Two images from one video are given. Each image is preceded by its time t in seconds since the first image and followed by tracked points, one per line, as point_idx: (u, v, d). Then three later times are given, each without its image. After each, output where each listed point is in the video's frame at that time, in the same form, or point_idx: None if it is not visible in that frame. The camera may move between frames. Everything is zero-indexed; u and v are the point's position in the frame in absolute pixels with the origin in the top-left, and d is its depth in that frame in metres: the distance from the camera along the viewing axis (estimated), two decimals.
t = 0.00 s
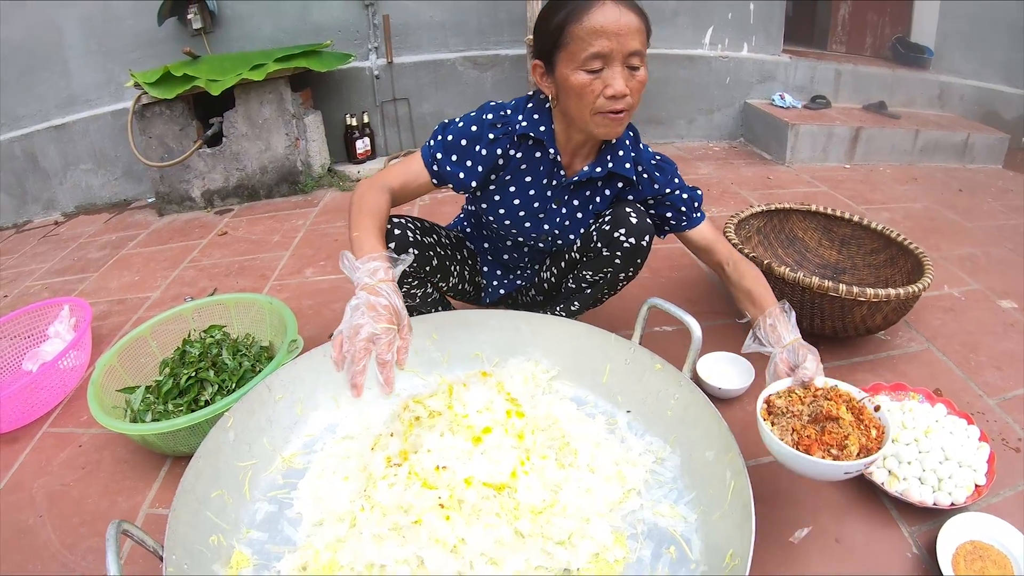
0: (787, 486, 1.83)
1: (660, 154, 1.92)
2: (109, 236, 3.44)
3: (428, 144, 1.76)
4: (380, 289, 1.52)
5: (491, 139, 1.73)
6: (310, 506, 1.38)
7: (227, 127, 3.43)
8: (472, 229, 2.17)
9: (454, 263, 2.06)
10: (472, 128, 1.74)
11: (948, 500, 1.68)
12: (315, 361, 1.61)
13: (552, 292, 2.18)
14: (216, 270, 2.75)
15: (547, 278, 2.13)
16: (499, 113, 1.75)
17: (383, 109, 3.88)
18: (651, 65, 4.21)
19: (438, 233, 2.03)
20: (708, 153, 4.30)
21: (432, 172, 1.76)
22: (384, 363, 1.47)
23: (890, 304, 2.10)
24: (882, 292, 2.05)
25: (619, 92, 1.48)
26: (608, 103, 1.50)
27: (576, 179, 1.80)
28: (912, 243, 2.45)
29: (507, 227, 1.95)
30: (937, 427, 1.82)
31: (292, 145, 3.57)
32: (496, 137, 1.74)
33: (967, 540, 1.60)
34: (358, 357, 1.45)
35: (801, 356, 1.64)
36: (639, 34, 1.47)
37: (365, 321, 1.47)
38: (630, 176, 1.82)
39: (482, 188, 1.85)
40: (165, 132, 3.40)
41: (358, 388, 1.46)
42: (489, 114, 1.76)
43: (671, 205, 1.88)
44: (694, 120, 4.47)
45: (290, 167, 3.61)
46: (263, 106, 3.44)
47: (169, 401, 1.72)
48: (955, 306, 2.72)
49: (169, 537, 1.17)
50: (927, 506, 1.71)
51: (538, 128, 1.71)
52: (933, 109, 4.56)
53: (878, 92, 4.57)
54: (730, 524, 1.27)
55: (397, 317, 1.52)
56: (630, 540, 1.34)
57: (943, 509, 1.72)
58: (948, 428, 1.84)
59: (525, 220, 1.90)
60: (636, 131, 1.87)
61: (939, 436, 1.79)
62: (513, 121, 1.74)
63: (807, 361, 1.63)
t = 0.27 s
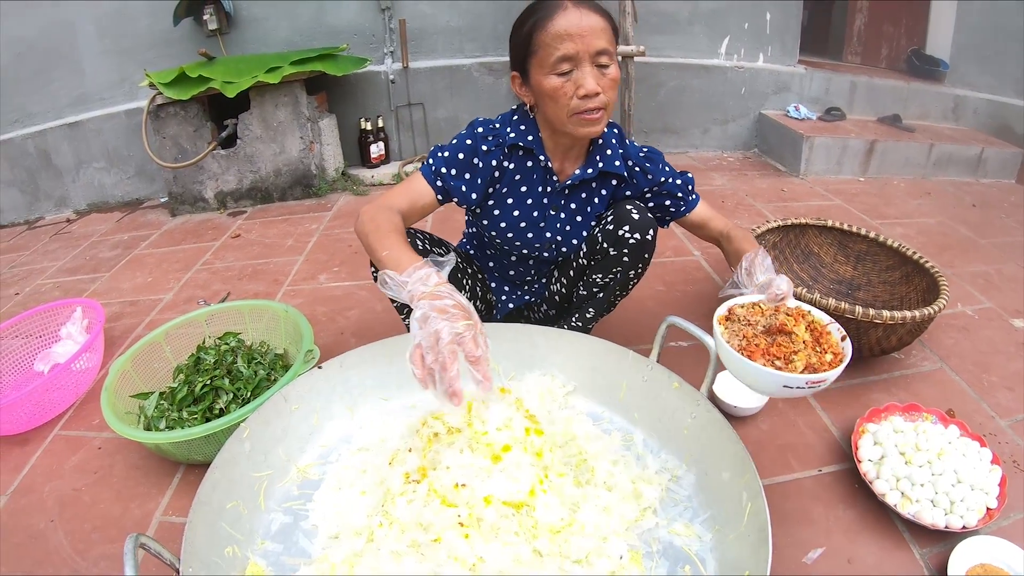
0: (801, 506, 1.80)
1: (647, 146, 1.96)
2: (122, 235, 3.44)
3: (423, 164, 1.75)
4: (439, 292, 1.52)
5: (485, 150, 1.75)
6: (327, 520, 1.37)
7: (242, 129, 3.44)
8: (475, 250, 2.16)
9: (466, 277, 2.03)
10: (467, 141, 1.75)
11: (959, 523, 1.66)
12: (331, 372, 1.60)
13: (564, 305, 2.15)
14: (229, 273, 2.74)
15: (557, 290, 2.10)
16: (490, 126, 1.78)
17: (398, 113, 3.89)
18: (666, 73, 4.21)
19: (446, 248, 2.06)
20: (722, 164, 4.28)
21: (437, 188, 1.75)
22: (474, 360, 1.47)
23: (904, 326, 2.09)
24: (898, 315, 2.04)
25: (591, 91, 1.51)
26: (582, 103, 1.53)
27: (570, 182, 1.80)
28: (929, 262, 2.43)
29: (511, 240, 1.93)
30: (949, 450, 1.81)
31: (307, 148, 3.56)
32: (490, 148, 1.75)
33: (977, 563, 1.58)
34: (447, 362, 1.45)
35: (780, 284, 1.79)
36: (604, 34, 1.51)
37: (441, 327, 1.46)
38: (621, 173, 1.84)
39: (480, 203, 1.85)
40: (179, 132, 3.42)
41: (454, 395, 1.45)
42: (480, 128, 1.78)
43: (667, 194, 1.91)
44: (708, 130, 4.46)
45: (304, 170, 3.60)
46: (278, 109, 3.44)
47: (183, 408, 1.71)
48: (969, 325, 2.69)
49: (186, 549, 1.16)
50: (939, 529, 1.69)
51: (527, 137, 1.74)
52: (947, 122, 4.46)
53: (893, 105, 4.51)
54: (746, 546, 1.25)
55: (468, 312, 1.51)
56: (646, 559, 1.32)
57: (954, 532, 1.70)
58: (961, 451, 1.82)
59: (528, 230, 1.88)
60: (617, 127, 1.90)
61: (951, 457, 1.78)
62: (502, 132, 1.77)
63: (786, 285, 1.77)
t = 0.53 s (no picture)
0: (823, 521, 1.74)
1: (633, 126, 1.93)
2: (136, 229, 3.43)
3: (420, 170, 1.77)
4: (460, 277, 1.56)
5: (475, 152, 1.76)
6: (345, 527, 1.35)
7: (259, 125, 3.43)
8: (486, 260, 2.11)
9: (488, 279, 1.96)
10: (458, 146, 1.77)
11: (981, 542, 1.60)
12: (350, 375, 1.58)
13: (581, 310, 2.09)
14: (244, 270, 2.72)
15: (574, 294, 2.05)
16: (478, 130, 1.81)
17: (416, 112, 3.86)
18: (686, 78, 4.18)
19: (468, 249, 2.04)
20: (741, 170, 4.24)
21: (435, 189, 1.76)
22: (513, 332, 1.51)
23: (930, 342, 2.00)
24: (924, 331, 1.95)
25: (558, 84, 1.52)
26: (550, 98, 1.54)
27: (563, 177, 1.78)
28: (954, 277, 2.36)
29: (516, 242, 1.90)
30: (972, 467, 1.75)
31: (324, 145, 3.54)
32: (480, 150, 1.77)
33: None
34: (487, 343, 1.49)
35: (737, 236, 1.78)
36: (569, 29, 1.54)
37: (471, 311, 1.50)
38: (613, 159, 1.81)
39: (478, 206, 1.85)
40: (195, 127, 3.41)
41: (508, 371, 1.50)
42: (469, 132, 1.81)
43: (663, 174, 1.88)
44: (728, 136, 4.41)
45: (321, 167, 3.58)
46: (297, 106, 3.42)
47: (198, 409, 1.68)
48: (990, 339, 2.57)
49: (201, 555, 1.13)
50: (960, 548, 1.63)
51: (515, 138, 1.76)
52: (967, 132, 4.44)
53: (912, 114, 4.45)
54: (772, 564, 1.21)
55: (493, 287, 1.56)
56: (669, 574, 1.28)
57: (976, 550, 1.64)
58: (982, 468, 1.76)
59: (531, 231, 1.85)
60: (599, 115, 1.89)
61: (974, 475, 1.72)
62: (490, 135, 1.80)
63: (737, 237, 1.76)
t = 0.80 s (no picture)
0: (842, 528, 1.69)
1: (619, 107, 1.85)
2: (148, 221, 3.42)
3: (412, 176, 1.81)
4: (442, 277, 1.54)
5: (461, 150, 1.77)
6: (358, 527, 1.33)
7: (273, 117, 3.41)
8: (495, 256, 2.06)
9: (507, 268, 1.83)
10: (445, 147, 1.79)
11: (1001, 551, 1.54)
12: (365, 372, 1.55)
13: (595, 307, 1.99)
14: (257, 263, 2.70)
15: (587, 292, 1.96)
16: (465, 130, 1.82)
17: (432, 107, 3.83)
18: (703, 75, 4.13)
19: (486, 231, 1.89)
20: (758, 170, 4.18)
21: (424, 192, 1.80)
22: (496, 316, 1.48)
23: (954, 345, 1.95)
24: (949, 334, 1.90)
25: (535, 75, 1.50)
26: (528, 89, 1.52)
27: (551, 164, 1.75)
28: (975, 281, 2.31)
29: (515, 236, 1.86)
30: (992, 475, 1.71)
31: (339, 139, 3.52)
32: (465, 148, 1.77)
33: None
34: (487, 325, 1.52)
35: (682, 229, 1.67)
36: (547, 19, 1.50)
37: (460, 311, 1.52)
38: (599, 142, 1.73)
39: (472, 204, 1.85)
40: (209, 119, 3.40)
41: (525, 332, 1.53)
42: (456, 133, 1.83)
43: (653, 157, 1.77)
44: (745, 135, 4.35)
45: (336, 160, 3.56)
46: (311, 98, 3.40)
47: (209, 403, 1.67)
48: (1010, 347, 2.45)
49: (212, 553, 1.11)
50: (980, 557, 1.57)
51: (501, 134, 1.74)
52: (984, 135, 4.18)
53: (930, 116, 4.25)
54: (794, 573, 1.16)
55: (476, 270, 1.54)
56: None
57: (997, 562, 1.58)
58: (1004, 477, 1.72)
59: (526, 223, 1.81)
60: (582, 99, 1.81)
61: (995, 484, 1.68)
62: (478, 133, 1.80)
63: (674, 229, 1.66)
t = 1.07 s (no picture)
0: (854, 530, 1.65)
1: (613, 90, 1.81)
2: (154, 211, 3.41)
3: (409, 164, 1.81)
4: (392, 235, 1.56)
5: (454, 136, 1.77)
6: (362, 522, 1.31)
7: (282, 108, 3.39)
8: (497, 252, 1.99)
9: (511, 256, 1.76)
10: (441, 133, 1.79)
11: (1015, 555, 1.52)
12: (371, 363, 1.53)
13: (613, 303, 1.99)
14: (263, 254, 2.68)
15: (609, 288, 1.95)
16: (461, 118, 1.82)
17: (441, 99, 3.79)
18: (715, 70, 4.08)
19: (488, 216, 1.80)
20: (769, 166, 4.13)
21: (419, 177, 1.78)
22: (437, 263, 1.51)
23: (967, 347, 1.91)
24: (962, 337, 1.86)
25: (522, 72, 1.48)
26: (516, 84, 1.51)
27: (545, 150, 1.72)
28: (988, 280, 2.26)
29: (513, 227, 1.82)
30: (1007, 477, 1.67)
31: (348, 130, 3.49)
32: (460, 134, 1.77)
33: None
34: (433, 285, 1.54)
35: (656, 195, 1.56)
36: (533, 14, 1.45)
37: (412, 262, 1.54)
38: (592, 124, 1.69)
39: (467, 192, 1.83)
40: (217, 109, 3.38)
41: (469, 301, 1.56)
42: (452, 121, 1.83)
43: (646, 137, 1.70)
44: (757, 131, 4.30)
45: (344, 152, 3.53)
46: (320, 89, 3.38)
47: (213, 394, 1.64)
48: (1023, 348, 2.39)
49: (213, 548, 1.09)
50: (994, 561, 1.54)
51: (495, 121, 1.73)
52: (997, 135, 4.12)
53: (943, 114, 4.20)
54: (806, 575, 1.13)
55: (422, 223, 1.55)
56: None
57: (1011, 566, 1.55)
58: (1019, 479, 1.67)
59: (522, 210, 1.77)
60: (575, 84, 1.77)
61: (1009, 486, 1.64)
62: (473, 121, 1.79)
63: (645, 194, 1.56)
